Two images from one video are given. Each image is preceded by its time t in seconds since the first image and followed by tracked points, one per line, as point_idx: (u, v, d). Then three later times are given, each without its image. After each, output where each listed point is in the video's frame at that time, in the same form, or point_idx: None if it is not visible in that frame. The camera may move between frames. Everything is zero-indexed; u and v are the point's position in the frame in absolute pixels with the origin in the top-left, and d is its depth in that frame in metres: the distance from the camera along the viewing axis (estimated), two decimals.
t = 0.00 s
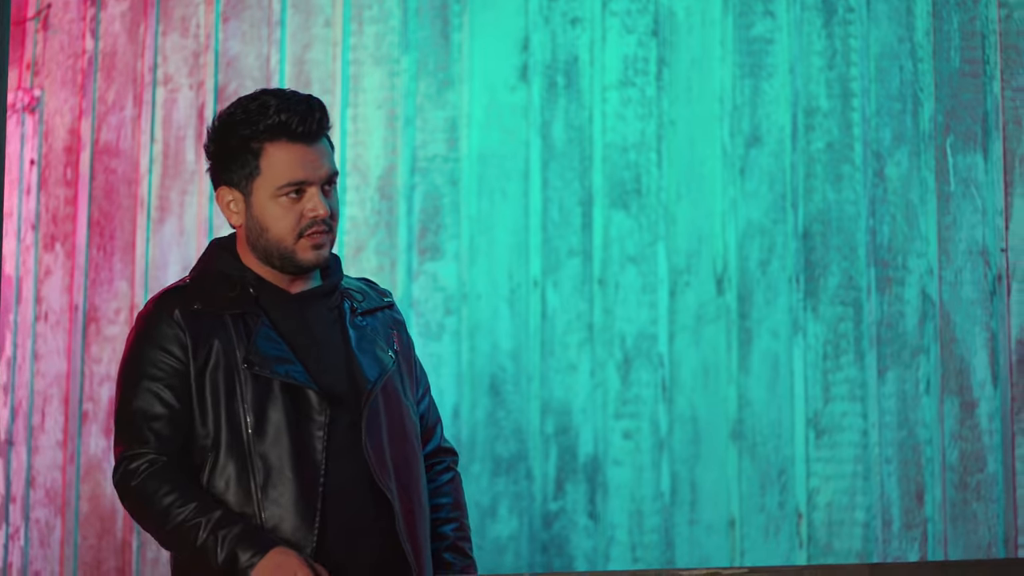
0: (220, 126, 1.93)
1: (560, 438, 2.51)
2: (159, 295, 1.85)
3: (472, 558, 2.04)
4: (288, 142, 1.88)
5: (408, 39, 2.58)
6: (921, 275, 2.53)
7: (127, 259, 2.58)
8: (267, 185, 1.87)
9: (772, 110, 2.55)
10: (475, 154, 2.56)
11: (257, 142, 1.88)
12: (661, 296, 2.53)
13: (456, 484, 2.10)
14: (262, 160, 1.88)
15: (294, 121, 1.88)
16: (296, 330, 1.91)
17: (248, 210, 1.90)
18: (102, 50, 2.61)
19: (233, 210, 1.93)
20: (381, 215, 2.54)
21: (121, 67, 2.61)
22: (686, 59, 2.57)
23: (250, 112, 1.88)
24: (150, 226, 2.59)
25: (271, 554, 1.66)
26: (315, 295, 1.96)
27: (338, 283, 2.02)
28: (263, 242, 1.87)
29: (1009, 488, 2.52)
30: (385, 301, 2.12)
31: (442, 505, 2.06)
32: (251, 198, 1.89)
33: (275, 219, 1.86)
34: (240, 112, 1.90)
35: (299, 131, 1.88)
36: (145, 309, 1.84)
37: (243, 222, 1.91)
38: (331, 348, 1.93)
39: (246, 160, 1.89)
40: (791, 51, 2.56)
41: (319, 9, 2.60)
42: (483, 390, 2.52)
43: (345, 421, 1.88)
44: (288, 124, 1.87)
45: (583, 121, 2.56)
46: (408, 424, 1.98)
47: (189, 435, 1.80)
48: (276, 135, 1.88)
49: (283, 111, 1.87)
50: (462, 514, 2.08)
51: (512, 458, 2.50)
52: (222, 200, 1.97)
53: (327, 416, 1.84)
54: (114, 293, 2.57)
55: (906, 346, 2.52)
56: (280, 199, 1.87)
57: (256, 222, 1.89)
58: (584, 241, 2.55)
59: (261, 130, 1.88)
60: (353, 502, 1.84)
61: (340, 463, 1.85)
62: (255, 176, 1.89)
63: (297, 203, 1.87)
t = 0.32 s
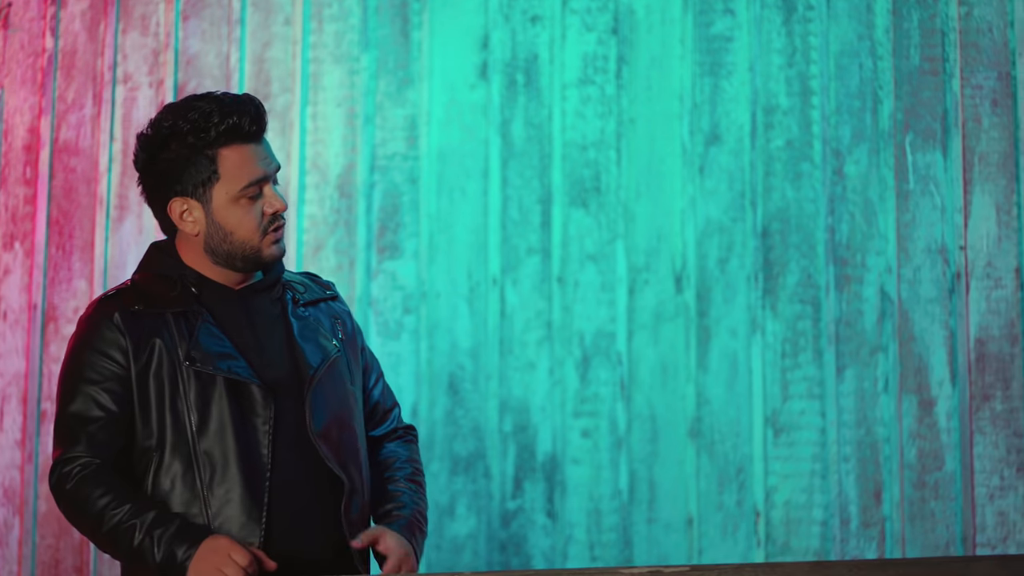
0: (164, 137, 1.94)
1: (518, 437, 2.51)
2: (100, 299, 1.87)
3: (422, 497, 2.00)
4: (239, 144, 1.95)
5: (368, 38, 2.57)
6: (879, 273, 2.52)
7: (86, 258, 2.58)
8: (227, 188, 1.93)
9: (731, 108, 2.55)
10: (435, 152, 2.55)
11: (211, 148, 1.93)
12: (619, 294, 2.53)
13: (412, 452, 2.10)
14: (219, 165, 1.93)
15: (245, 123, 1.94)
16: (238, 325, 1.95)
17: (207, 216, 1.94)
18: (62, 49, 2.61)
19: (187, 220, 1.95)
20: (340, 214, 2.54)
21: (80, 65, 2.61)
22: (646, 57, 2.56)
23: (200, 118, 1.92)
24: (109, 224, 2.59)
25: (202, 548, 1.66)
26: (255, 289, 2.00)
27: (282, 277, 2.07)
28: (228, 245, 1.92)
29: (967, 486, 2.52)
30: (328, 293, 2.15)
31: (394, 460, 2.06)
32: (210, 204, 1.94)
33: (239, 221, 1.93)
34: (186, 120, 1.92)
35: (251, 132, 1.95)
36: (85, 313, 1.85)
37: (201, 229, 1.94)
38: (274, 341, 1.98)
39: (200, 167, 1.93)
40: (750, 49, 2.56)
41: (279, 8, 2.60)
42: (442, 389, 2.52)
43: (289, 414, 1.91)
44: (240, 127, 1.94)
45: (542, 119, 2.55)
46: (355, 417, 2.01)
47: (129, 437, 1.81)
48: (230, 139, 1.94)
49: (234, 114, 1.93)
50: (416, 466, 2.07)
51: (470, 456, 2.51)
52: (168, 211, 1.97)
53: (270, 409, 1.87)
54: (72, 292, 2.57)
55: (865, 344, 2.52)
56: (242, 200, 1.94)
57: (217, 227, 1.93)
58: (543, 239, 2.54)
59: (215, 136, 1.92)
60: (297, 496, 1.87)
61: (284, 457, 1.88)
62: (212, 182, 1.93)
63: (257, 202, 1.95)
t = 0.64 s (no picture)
0: (111, 138, 1.93)
1: (476, 435, 2.50)
2: (53, 298, 1.84)
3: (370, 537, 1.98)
4: (188, 141, 1.94)
5: (325, 35, 2.56)
6: (837, 271, 2.52)
7: (42, 256, 2.56)
8: (179, 185, 1.92)
9: (690, 105, 2.54)
10: (392, 149, 2.53)
11: (161, 146, 1.92)
12: (577, 292, 2.51)
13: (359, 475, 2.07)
14: (170, 162, 1.92)
15: (193, 120, 1.94)
16: (190, 327, 1.91)
17: (158, 214, 1.92)
18: (19, 46, 2.58)
19: (138, 220, 1.93)
20: (296, 211, 2.53)
21: (37, 63, 2.58)
22: (604, 54, 2.54)
23: (147, 117, 1.91)
24: (66, 222, 2.57)
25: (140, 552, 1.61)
26: (209, 291, 1.96)
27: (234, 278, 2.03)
28: (181, 242, 1.90)
29: (925, 485, 2.52)
30: (278, 295, 2.10)
31: (339, 492, 2.03)
32: (162, 202, 1.92)
33: (192, 217, 1.91)
34: (134, 119, 1.91)
35: (199, 129, 1.95)
36: (37, 313, 1.83)
37: (153, 228, 1.92)
38: (227, 343, 1.94)
39: (150, 166, 1.93)
40: (709, 46, 2.55)
41: (236, 4, 2.58)
42: (398, 387, 2.50)
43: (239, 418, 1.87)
44: (188, 123, 1.93)
45: (500, 117, 2.53)
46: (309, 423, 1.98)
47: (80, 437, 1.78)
48: (178, 136, 1.93)
49: (181, 111, 1.93)
50: (363, 499, 2.04)
51: (427, 455, 2.49)
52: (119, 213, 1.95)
53: (220, 411, 1.83)
54: (29, 290, 2.56)
55: (823, 342, 2.52)
56: (194, 197, 1.93)
57: (169, 225, 1.92)
58: (500, 236, 2.52)
59: (163, 134, 1.92)
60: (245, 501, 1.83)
61: (236, 463, 1.85)
62: (163, 180, 1.92)
63: (210, 197, 1.94)
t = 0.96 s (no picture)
0: (65, 121, 1.98)
1: (450, 429, 2.47)
2: (28, 284, 1.84)
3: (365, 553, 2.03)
4: (140, 113, 1.97)
5: (299, 27, 2.55)
6: (814, 264, 2.52)
7: (14, 248, 2.52)
8: (137, 157, 1.95)
9: (665, 97, 2.53)
10: (366, 140, 2.51)
11: (113, 121, 1.96)
12: (552, 285, 2.49)
13: (341, 473, 2.07)
14: (124, 136, 1.96)
15: (143, 91, 1.98)
16: (164, 314, 1.90)
17: (122, 188, 1.95)
18: None
19: (104, 197, 1.96)
20: (270, 204, 2.51)
21: (10, 55, 2.55)
22: (578, 46, 2.53)
23: (96, 94, 1.96)
24: (38, 215, 2.53)
25: (103, 545, 1.61)
26: (187, 279, 1.94)
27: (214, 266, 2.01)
28: (148, 212, 1.92)
29: (902, 479, 2.50)
30: (259, 287, 2.08)
31: (331, 503, 2.06)
32: (123, 175, 1.95)
33: (154, 185, 1.93)
34: (83, 99, 1.96)
35: (151, 99, 1.99)
36: (14, 298, 1.84)
37: (119, 203, 1.95)
38: (204, 331, 1.91)
39: (107, 142, 1.96)
40: (684, 38, 2.54)
41: None
42: (372, 380, 2.48)
43: (213, 404, 1.85)
44: (138, 94, 1.98)
45: (474, 108, 2.52)
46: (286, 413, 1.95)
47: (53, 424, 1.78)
48: (130, 109, 1.97)
49: (128, 86, 1.97)
50: (353, 508, 2.07)
51: (401, 449, 2.47)
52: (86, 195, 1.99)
53: (192, 399, 1.82)
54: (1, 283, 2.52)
55: (799, 335, 2.50)
56: (153, 165, 1.95)
57: (134, 197, 1.94)
58: (475, 229, 2.50)
59: (113, 108, 1.96)
60: (216, 492, 1.80)
61: (208, 450, 1.83)
62: (121, 154, 1.95)
63: (169, 164, 1.96)
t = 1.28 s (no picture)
0: (79, 99, 1.96)
1: (452, 418, 2.45)
2: (26, 264, 1.81)
3: (341, 540, 1.98)
4: (155, 97, 1.96)
5: (299, 13, 2.53)
6: (819, 251, 2.50)
7: (14, 236, 2.51)
8: (150, 140, 1.93)
9: (667, 83, 2.52)
10: (366, 127, 2.49)
11: (127, 102, 1.94)
12: (555, 273, 2.46)
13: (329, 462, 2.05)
14: (138, 119, 1.94)
15: (160, 74, 1.97)
16: (164, 298, 1.89)
17: (133, 170, 1.93)
18: None
19: (114, 178, 1.94)
20: (270, 191, 2.49)
21: (9, 42, 2.53)
22: (581, 32, 2.52)
23: (111, 74, 1.94)
24: (38, 203, 2.51)
25: (98, 530, 1.55)
26: (186, 265, 1.93)
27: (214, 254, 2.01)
28: (157, 197, 1.90)
29: (908, 468, 2.48)
30: (258, 276, 2.07)
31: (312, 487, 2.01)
32: (135, 158, 1.93)
33: (165, 170, 1.92)
34: (99, 78, 1.95)
35: (167, 83, 1.98)
36: (13, 276, 1.80)
37: (129, 185, 1.93)
38: (203, 316, 1.90)
39: (119, 123, 1.94)
40: (687, 24, 2.53)
41: None
42: (374, 369, 2.46)
43: (213, 388, 1.84)
44: (154, 77, 1.96)
45: (476, 95, 2.50)
46: (284, 400, 1.95)
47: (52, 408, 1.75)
48: (144, 91, 1.95)
49: (145, 68, 1.96)
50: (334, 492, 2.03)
51: (403, 438, 2.45)
52: (94, 175, 1.97)
53: (194, 381, 1.80)
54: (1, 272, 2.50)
55: (803, 323, 2.49)
56: (166, 150, 1.93)
57: (145, 180, 1.92)
58: (476, 217, 2.48)
59: (128, 89, 1.94)
60: (217, 477, 1.79)
61: (209, 434, 1.82)
62: (134, 136, 1.94)
63: (182, 150, 1.94)
